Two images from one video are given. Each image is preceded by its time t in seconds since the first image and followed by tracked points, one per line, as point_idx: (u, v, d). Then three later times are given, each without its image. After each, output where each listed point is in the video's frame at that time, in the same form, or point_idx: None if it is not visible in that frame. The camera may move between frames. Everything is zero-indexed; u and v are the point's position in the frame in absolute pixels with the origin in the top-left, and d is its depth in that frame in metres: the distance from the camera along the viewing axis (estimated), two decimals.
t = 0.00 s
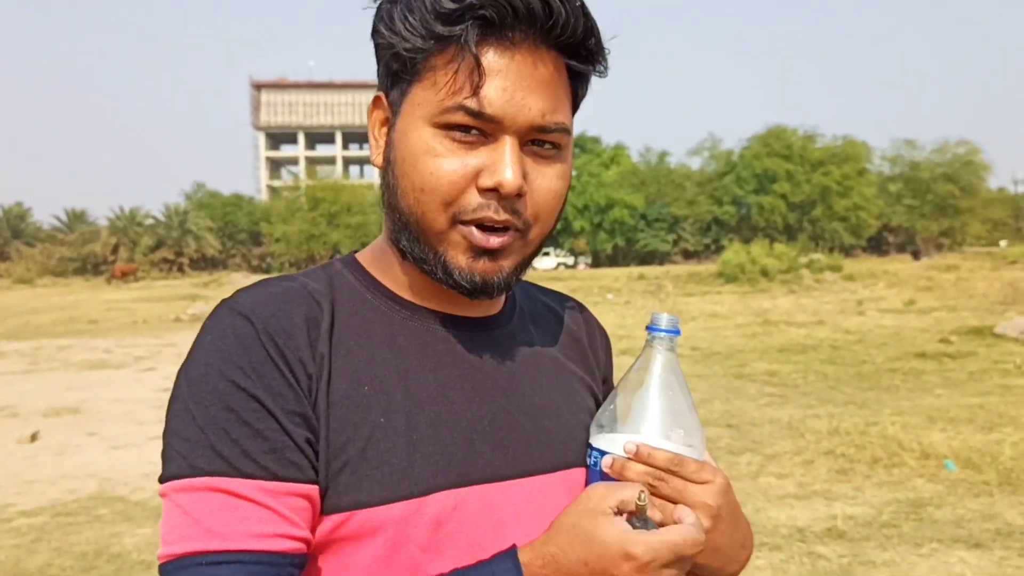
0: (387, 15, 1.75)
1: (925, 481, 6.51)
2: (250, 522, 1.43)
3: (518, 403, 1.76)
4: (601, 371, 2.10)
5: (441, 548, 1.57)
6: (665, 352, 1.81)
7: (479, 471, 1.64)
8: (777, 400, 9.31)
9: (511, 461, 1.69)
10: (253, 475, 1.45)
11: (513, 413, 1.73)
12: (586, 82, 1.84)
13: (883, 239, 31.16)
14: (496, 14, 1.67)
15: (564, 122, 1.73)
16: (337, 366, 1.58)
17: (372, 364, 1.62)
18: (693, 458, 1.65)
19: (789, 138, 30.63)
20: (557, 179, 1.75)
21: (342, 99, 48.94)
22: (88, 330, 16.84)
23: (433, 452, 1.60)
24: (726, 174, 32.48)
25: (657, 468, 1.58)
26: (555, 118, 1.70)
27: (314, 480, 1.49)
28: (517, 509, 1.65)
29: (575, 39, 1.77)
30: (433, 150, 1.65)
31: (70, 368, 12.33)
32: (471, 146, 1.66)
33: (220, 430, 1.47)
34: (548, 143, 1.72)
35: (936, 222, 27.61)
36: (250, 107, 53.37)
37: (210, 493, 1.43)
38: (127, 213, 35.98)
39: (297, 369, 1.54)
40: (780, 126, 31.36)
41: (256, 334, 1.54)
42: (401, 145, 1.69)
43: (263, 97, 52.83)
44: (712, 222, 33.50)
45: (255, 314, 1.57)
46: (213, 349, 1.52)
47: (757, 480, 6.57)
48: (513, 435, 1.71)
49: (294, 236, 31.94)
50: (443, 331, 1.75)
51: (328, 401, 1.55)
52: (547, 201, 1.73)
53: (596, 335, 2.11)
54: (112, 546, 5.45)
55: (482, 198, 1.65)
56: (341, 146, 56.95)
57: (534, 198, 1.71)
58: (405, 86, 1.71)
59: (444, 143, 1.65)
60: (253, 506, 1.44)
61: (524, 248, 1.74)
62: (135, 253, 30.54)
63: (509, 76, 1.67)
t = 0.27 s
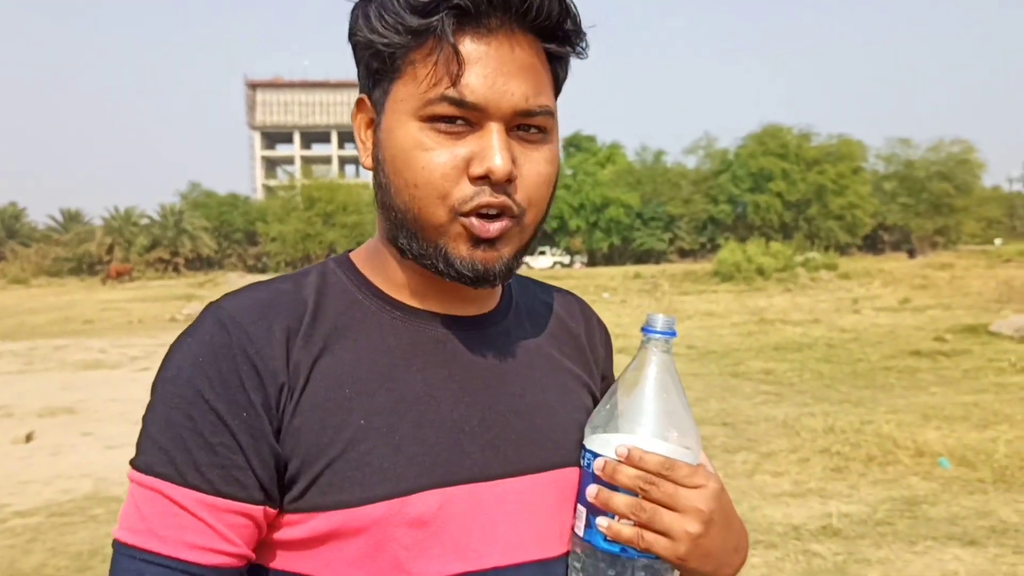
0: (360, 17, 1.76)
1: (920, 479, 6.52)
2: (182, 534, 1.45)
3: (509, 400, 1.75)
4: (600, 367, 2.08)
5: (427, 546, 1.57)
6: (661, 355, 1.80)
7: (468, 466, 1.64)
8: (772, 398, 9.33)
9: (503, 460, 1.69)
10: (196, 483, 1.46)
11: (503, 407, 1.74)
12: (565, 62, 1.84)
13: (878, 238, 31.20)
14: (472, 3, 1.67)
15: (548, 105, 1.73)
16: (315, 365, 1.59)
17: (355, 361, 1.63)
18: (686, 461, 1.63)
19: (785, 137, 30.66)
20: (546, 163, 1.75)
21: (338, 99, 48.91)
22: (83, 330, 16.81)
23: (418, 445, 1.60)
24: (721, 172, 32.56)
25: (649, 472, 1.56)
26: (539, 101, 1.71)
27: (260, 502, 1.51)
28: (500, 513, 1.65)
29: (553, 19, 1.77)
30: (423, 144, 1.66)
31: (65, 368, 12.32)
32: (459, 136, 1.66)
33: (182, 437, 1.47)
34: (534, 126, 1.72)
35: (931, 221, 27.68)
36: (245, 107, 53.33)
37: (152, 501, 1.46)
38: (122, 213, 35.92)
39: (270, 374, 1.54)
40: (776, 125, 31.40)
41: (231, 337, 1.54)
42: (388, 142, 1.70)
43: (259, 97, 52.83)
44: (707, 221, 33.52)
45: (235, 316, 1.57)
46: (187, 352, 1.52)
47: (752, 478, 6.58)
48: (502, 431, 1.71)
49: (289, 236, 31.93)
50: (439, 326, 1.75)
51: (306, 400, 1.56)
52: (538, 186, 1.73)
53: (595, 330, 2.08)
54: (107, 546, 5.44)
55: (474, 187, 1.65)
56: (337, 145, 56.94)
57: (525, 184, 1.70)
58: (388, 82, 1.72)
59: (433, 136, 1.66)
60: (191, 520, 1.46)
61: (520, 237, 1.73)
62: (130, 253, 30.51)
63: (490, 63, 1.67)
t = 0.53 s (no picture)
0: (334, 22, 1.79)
1: (916, 480, 6.54)
2: (161, 529, 1.52)
3: (493, 402, 1.75)
4: (602, 370, 2.05)
5: (406, 548, 1.58)
6: (667, 359, 1.77)
7: (445, 469, 1.64)
8: (768, 399, 9.34)
9: (486, 461, 1.69)
10: (173, 481, 1.53)
11: (487, 406, 1.73)
12: (541, 58, 1.81)
13: (874, 238, 31.26)
14: (428, 6, 1.68)
15: (514, 103, 1.72)
16: (294, 365, 1.63)
17: (334, 360, 1.65)
18: (694, 466, 1.63)
19: (781, 138, 30.77)
20: (514, 161, 1.73)
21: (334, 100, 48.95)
22: (79, 331, 16.80)
23: (392, 449, 1.62)
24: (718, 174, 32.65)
25: (661, 478, 1.56)
26: (502, 100, 1.70)
27: (232, 501, 1.56)
28: (480, 515, 1.65)
29: (519, 15, 1.76)
30: (386, 145, 1.67)
31: (61, 369, 12.30)
32: (421, 136, 1.67)
33: (159, 435, 1.54)
34: (499, 124, 1.71)
35: (927, 221, 27.76)
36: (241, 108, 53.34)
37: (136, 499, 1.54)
38: (118, 214, 35.87)
39: (240, 373, 1.58)
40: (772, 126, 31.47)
41: (208, 338, 1.60)
42: (355, 145, 1.72)
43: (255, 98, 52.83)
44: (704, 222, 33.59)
45: (215, 317, 1.63)
46: (168, 355, 1.59)
47: (748, 479, 6.58)
48: (486, 431, 1.71)
49: (286, 237, 31.91)
50: (421, 330, 1.75)
51: (280, 402, 1.60)
52: (505, 185, 1.72)
53: (596, 333, 2.06)
54: (103, 548, 5.44)
55: (435, 188, 1.66)
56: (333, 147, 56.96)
57: (489, 183, 1.69)
58: (358, 85, 1.75)
59: (396, 138, 1.67)
60: (168, 516, 1.52)
61: (488, 238, 1.73)
62: (126, 254, 30.49)
63: (451, 63, 1.68)
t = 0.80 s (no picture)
0: (314, 32, 1.81)
1: (913, 483, 6.54)
2: (149, 525, 1.54)
3: (491, 402, 1.74)
4: (603, 372, 2.03)
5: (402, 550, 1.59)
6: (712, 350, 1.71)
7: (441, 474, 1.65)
8: (766, 402, 9.34)
9: (482, 462, 1.69)
10: (162, 477, 1.55)
11: (484, 406, 1.73)
12: (519, 55, 1.80)
13: (870, 241, 31.30)
14: (402, 7, 1.69)
15: (496, 99, 1.72)
16: (290, 364, 1.64)
17: (331, 359, 1.66)
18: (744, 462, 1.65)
19: (778, 141, 30.85)
20: (500, 156, 1.72)
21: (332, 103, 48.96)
22: (76, 334, 16.78)
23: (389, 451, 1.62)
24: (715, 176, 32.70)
25: (738, 479, 1.57)
26: (483, 95, 1.70)
27: (221, 499, 1.58)
28: (474, 519, 1.65)
29: (493, 11, 1.75)
30: (370, 149, 1.68)
31: (58, 372, 12.28)
32: (404, 137, 1.68)
33: (154, 436, 1.57)
34: (482, 120, 1.71)
35: (923, 224, 27.81)
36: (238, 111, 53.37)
37: (129, 493, 1.57)
38: (114, 216, 35.83)
39: (235, 373, 1.60)
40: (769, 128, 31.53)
41: (203, 340, 1.63)
42: (341, 151, 1.73)
43: (252, 100, 52.85)
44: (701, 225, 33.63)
45: (212, 321, 1.66)
46: (163, 361, 1.63)
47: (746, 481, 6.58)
48: (482, 432, 1.71)
49: (283, 240, 31.90)
50: (414, 335, 1.75)
51: (279, 404, 1.60)
52: (493, 180, 1.72)
53: (596, 332, 2.05)
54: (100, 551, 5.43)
55: (419, 187, 1.66)
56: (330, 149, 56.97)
57: (475, 180, 1.69)
58: (342, 91, 1.76)
59: (380, 140, 1.68)
60: (156, 510, 1.54)
61: (479, 235, 1.73)
62: (123, 257, 30.48)
63: (432, 62, 1.68)
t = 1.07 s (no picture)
0: (316, 42, 1.82)
1: (910, 486, 6.54)
2: (153, 519, 1.53)
3: (489, 409, 1.75)
4: (603, 379, 2.03)
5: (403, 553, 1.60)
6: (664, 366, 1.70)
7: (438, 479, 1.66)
8: (763, 405, 9.34)
9: (480, 469, 1.70)
10: (164, 472, 1.55)
11: (482, 413, 1.74)
12: (520, 75, 1.79)
13: (867, 245, 31.31)
14: (400, 28, 1.69)
15: (493, 122, 1.72)
16: (292, 370, 1.66)
17: (331, 365, 1.67)
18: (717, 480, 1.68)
19: (776, 145, 30.87)
20: (497, 178, 1.73)
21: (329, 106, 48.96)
22: (73, 337, 16.76)
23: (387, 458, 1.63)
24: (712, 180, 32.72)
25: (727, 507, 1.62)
26: (479, 118, 1.70)
27: (227, 496, 1.58)
28: (472, 522, 1.65)
29: (493, 31, 1.75)
30: (366, 167, 1.68)
31: (55, 375, 12.27)
32: (400, 157, 1.68)
33: (159, 429, 1.58)
34: (480, 143, 1.71)
35: (920, 228, 27.85)
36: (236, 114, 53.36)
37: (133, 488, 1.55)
38: (112, 219, 35.78)
39: (239, 373, 1.62)
40: (766, 132, 31.57)
41: (207, 337, 1.65)
42: (339, 168, 1.74)
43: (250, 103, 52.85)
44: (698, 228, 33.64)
45: (216, 322, 1.67)
46: (168, 357, 1.64)
47: (744, 485, 6.59)
48: (481, 441, 1.72)
49: (281, 243, 31.85)
50: (412, 338, 1.75)
51: (281, 404, 1.62)
52: (490, 202, 1.72)
53: (597, 337, 2.05)
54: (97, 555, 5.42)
55: (415, 209, 1.66)
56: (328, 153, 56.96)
57: (471, 202, 1.70)
58: (341, 108, 1.77)
59: (376, 160, 1.68)
60: (161, 504, 1.54)
61: (475, 255, 1.73)
62: (120, 260, 30.45)
63: (431, 82, 1.68)
